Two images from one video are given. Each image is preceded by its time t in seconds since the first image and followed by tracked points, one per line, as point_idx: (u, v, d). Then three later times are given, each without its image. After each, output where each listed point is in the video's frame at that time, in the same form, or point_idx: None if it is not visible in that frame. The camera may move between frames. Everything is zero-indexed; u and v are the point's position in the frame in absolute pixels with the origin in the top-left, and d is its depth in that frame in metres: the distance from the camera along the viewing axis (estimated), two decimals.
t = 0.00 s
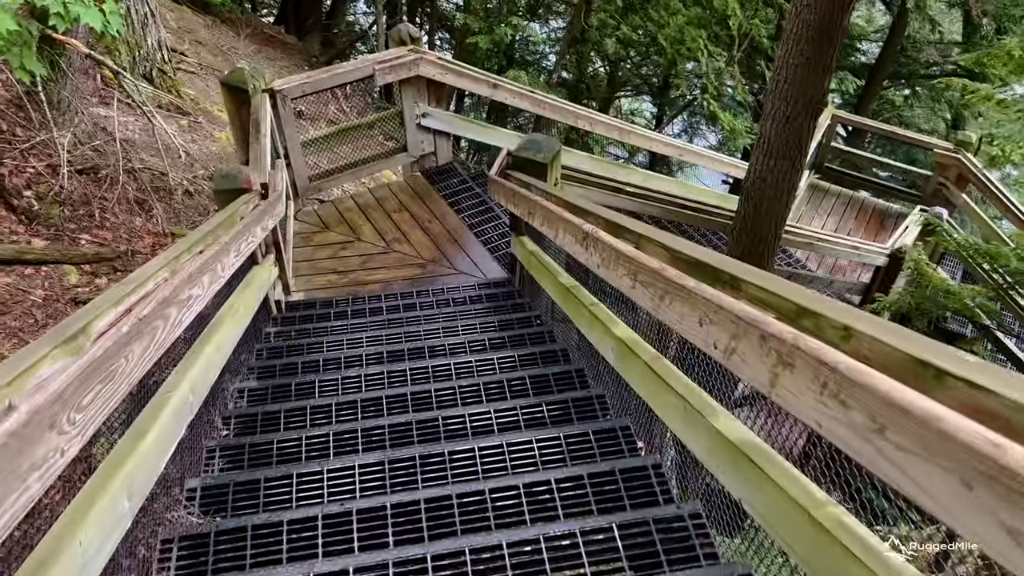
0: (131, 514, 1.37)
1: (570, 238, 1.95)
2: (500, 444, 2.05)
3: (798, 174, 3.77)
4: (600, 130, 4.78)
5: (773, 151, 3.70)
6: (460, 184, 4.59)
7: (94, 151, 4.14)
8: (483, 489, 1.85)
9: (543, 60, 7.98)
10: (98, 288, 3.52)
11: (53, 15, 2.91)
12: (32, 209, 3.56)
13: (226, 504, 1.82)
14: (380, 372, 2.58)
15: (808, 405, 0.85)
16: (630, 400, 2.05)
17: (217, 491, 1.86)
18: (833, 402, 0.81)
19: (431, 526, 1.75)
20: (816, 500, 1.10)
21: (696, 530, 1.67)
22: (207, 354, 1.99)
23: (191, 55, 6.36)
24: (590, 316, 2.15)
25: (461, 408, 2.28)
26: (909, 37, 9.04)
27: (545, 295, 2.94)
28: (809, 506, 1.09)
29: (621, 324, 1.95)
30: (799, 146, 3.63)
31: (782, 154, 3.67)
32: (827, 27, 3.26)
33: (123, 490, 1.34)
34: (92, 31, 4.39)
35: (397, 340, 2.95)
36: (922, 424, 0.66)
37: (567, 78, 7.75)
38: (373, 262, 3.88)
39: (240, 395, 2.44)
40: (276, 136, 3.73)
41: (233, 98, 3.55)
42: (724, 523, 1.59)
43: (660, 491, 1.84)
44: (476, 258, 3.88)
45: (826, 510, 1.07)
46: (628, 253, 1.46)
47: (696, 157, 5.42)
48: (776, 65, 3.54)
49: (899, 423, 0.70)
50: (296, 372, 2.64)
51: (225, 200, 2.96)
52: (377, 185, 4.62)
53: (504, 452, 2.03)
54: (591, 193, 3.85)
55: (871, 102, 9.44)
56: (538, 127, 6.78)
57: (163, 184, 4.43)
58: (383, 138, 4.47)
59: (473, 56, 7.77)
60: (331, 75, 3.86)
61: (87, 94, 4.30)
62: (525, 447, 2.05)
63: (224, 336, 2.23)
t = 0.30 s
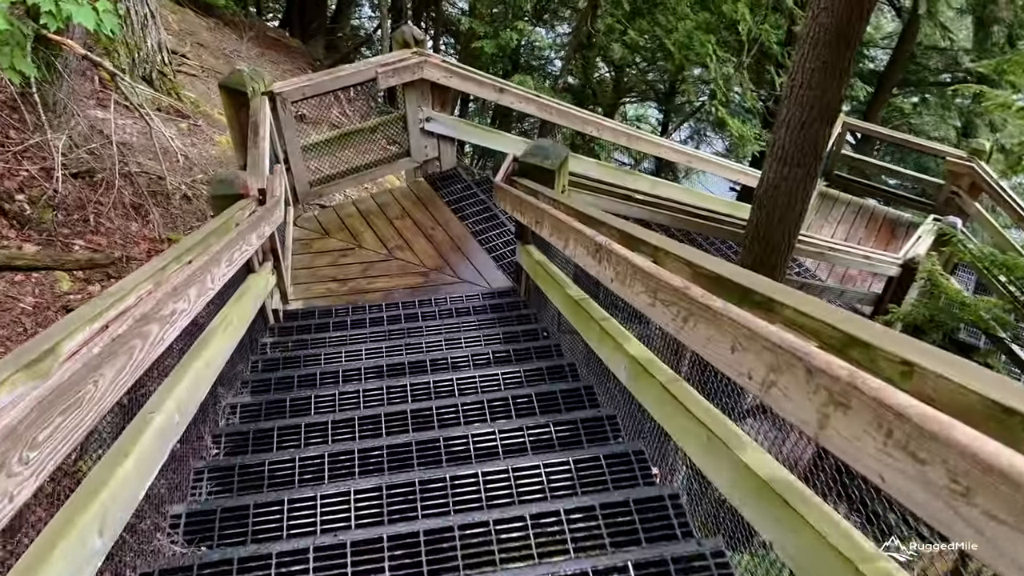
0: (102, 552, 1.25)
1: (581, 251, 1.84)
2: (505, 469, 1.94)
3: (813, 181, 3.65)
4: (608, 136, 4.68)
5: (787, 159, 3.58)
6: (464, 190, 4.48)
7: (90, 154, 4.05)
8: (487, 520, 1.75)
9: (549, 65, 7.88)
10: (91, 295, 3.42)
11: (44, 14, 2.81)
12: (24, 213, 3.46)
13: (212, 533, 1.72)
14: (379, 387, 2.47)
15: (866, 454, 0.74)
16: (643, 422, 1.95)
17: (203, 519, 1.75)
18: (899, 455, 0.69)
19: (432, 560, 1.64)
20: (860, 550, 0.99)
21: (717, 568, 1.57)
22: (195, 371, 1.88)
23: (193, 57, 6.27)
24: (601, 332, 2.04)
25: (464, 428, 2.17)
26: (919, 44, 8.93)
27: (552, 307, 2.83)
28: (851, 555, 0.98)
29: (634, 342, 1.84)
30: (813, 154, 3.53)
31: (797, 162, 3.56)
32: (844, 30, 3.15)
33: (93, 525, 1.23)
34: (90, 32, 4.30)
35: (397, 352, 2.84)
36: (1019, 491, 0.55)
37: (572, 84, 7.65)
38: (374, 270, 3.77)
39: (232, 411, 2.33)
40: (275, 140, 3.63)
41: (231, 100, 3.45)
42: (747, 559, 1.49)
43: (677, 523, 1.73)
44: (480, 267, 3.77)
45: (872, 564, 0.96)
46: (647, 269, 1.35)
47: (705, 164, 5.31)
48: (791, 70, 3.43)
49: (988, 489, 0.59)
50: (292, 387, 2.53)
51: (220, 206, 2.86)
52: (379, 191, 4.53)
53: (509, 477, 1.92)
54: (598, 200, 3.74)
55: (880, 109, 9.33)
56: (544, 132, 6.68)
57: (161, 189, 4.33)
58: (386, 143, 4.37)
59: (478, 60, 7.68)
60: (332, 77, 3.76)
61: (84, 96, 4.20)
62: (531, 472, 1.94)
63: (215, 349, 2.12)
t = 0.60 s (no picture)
0: None
1: (597, 267, 1.74)
2: (519, 499, 1.84)
3: (831, 189, 3.55)
4: (617, 143, 4.58)
5: (804, 166, 3.48)
6: (471, 199, 4.39)
7: (90, 164, 3.96)
8: (500, 555, 1.65)
9: (555, 71, 7.80)
10: (89, 309, 3.33)
11: (38, 21, 2.73)
12: (21, 226, 3.38)
13: (207, 569, 1.61)
14: (385, 408, 2.38)
15: (948, 517, 0.64)
16: (664, 447, 1.85)
17: (198, 552, 1.65)
18: (995, 522, 0.59)
19: None
20: None
21: None
22: (191, 395, 1.78)
23: (195, 65, 6.20)
24: (617, 351, 1.94)
25: (474, 453, 2.07)
26: (930, 47, 8.81)
27: (563, 320, 2.73)
28: None
29: (655, 364, 1.74)
30: (831, 161, 3.42)
31: (814, 169, 3.46)
32: (863, 34, 3.05)
33: (75, 572, 1.13)
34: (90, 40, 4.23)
35: (404, 369, 2.75)
36: None
37: (579, 90, 7.56)
38: (378, 282, 3.67)
39: (231, 434, 2.24)
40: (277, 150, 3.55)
41: (231, 108, 3.36)
42: None
43: (702, 557, 1.63)
44: (487, 277, 3.68)
45: None
46: (674, 289, 1.26)
47: (716, 170, 5.22)
48: (808, 75, 3.34)
49: None
50: (295, 407, 2.44)
51: (219, 219, 2.78)
52: (385, 201, 4.44)
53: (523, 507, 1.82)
54: (610, 209, 3.64)
55: (890, 113, 9.21)
56: (551, 140, 6.58)
57: (162, 199, 4.25)
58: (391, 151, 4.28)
59: (484, 67, 7.60)
60: (336, 85, 3.67)
61: (83, 106, 4.13)
62: (546, 501, 1.84)
63: (213, 371, 2.02)
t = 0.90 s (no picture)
0: None
1: (616, 283, 1.64)
2: (538, 531, 1.74)
3: (846, 195, 3.44)
4: (624, 149, 4.49)
5: (818, 171, 3.38)
6: (475, 209, 4.30)
7: (85, 179, 3.87)
8: None
9: (555, 79, 7.72)
10: (84, 329, 3.23)
11: (28, 34, 2.65)
12: (14, 244, 3.28)
13: None
14: (393, 432, 2.28)
15: None
16: (691, 472, 1.74)
17: None
18: None
19: None
20: None
21: None
22: (188, 424, 1.69)
23: (193, 78, 6.13)
24: (637, 369, 1.83)
25: (488, 481, 1.97)
26: (933, 48, 8.72)
27: (575, 333, 2.62)
28: None
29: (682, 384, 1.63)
30: (846, 165, 3.32)
31: (829, 173, 3.36)
32: (879, 33, 2.96)
33: None
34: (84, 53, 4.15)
35: (410, 387, 2.64)
36: None
37: (581, 97, 7.49)
38: (382, 295, 3.57)
39: (232, 461, 2.13)
40: (277, 162, 3.46)
41: (229, 120, 3.31)
42: None
43: None
44: (494, 289, 3.59)
45: None
46: (709, 310, 1.15)
47: (723, 176, 5.12)
48: (821, 78, 3.25)
49: None
50: (297, 431, 2.33)
51: (218, 234, 2.69)
52: (387, 212, 4.35)
53: (543, 540, 1.72)
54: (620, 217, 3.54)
55: (895, 116, 9.12)
56: (553, 148, 6.50)
57: (159, 214, 4.15)
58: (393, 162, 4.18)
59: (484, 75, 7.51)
60: (336, 94, 3.58)
61: (78, 120, 4.04)
62: (568, 534, 1.74)
63: (211, 396, 1.92)
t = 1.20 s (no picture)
0: None
1: (633, 305, 1.55)
2: (556, 569, 1.65)
3: (855, 204, 3.37)
4: (624, 159, 4.42)
5: (826, 179, 3.31)
6: (474, 223, 4.21)
7: (75, 199, 3.77)
8: None
9: (551, 89, 7.66)
10: (75, 354, 3.13)
11: (13, 52, 2.56)
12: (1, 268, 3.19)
13: None
14: (397, 461, 2.18)
15: None
16: (714, 502, 1.65)
17: None
18: None
19: None
20: None
21: None
22: (182, 462, 1.59)
23: (185, 93, 6.04)
24: (654, 394, 1.75)
25: (500, 514, 1.88)
26: (930, 53, 8.69)
27: (583, 352, 2.53)
28: None
29: (705, 412, 1.55)
30: (855, 173, 3.25)
31: (837, 182, 3.28)
32: (887, 39, 2.89)
33: None
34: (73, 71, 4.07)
35: (413, 411, 2.54)
36: None
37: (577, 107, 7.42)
38: (381, 314, 3.48)
39: (229, 494, 2.04)
40: (272, 180, 3.37)
41: (221, 137, 3.22)
42: None
43: None
44: (496, 306, 3.50)
45: None
46: (745, 339, 1.06)
47: (724, 186, 5.05)
48: (828, 84, 3.18)
49: None
50: (297, 461, 2.24)
51: (211, 256, 2.59)
52: (385, 227, 4.26)
53: None
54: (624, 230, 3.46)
55: (892, 122, 9.08)
56: (551, 159, 6.43)
57: (151, 234, 4.06)
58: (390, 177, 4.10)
59: (479, 87, 7.44)
60: (331, 109, 3.50)
61: (66, 139, 3.95)
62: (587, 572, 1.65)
63: (206, 429, 1.83)
